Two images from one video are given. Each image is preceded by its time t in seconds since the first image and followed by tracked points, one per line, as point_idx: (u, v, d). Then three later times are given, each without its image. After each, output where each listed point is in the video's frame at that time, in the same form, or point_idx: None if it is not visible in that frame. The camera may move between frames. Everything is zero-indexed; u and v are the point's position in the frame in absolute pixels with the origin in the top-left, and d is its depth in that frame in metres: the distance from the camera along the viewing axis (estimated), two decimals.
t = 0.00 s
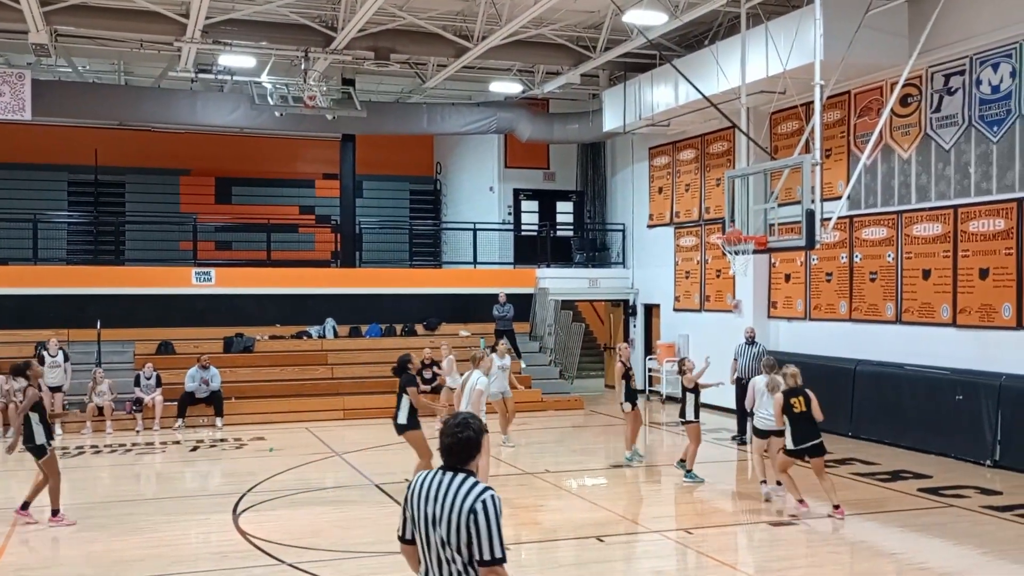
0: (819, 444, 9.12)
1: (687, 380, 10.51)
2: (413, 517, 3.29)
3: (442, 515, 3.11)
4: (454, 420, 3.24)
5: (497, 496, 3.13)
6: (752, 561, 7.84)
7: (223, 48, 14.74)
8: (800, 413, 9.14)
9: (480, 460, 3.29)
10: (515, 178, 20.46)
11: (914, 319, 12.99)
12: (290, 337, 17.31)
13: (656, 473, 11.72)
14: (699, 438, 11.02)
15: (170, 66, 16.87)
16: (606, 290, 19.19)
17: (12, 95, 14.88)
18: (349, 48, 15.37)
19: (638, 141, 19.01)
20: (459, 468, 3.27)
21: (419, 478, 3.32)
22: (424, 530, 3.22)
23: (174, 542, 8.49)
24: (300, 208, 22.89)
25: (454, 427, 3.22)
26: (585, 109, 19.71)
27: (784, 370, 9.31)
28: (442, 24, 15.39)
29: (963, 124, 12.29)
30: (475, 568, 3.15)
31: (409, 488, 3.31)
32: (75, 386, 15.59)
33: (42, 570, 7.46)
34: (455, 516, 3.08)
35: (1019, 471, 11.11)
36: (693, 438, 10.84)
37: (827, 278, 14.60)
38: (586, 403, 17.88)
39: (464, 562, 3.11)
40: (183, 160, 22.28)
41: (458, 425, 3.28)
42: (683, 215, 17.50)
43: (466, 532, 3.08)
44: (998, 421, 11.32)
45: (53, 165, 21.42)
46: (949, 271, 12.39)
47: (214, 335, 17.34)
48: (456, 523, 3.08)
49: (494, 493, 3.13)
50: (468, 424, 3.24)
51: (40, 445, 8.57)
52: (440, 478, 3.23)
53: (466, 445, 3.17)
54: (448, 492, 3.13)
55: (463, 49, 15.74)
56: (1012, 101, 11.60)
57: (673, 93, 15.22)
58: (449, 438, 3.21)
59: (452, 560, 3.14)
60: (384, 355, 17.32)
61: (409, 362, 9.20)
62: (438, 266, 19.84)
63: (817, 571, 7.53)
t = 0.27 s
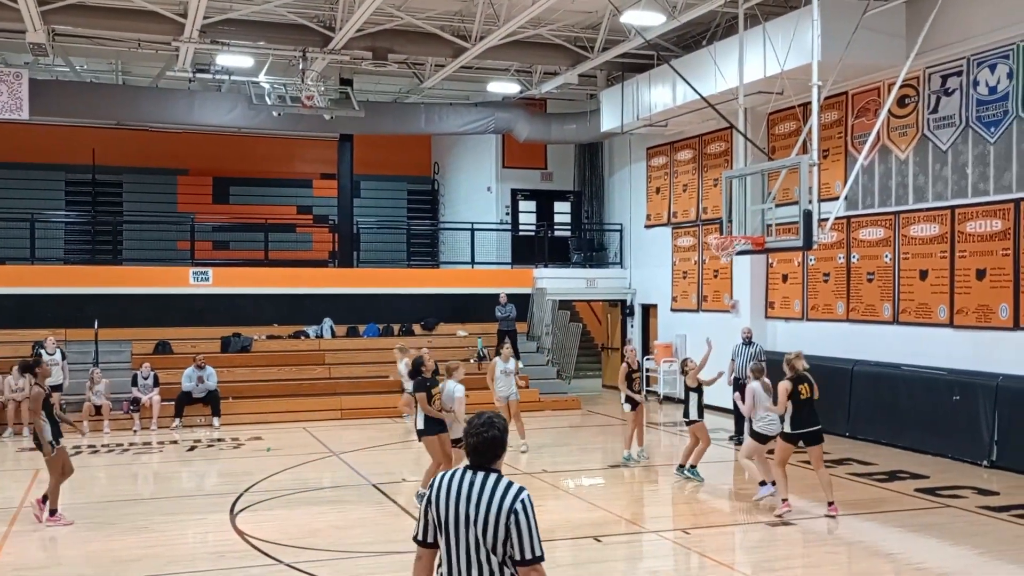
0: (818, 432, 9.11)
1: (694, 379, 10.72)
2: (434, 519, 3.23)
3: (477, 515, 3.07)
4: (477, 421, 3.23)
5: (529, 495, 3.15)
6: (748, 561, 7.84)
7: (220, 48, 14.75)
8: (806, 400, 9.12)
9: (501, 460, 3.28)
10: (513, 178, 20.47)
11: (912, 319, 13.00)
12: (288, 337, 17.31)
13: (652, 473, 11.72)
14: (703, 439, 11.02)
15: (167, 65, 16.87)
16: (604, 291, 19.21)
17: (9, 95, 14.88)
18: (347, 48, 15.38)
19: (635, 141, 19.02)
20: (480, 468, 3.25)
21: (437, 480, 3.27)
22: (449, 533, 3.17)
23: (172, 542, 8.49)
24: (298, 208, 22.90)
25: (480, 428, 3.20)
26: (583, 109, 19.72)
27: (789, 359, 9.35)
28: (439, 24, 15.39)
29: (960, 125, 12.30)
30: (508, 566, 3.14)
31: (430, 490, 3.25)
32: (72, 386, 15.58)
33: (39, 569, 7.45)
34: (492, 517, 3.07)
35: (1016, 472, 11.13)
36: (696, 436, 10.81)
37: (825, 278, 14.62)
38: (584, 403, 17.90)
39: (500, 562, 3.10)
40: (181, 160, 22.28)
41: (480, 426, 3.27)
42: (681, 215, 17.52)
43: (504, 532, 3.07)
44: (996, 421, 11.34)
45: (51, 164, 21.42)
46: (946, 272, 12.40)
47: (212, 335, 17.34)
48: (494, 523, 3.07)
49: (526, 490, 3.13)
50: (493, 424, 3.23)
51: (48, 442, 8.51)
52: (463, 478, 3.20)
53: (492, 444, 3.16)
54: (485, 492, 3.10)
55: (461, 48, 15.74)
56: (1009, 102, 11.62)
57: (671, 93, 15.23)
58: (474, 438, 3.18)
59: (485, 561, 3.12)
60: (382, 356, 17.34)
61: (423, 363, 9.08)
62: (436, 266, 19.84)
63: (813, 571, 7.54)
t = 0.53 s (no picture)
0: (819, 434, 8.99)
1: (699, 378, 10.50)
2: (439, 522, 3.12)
3: (495, 511, 3.06)
4: (475, 420, 3.22)
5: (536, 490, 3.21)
6: (746, 561, 7.84)
7: (218, 47, 14.74)
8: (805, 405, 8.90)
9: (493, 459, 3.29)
10: (511, 178, 20.47)
11: (909, 320, 13.00)
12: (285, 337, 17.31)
13: (650, 473, 11.73)
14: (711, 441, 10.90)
15: (165, 65, 16.86)
16: (602, 291, 19.21)
17: (7, 93, 14.85)
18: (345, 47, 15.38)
19: (633, 141, 19.03)
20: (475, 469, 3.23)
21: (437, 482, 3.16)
22: (460, 534, 3.09)
23: (168, 541, 8.48)
24: (295, 208, 22.89)
25: (485, 426, 3.19)
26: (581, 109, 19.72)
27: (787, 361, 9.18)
28: (437, 23, 15.40)
29: (958, 125, 12.31)
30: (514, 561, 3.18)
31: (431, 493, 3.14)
32: (70, 385, 15.55)
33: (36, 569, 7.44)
34: (510, 512, 3.07)
35: (1013, 472, 11.14)
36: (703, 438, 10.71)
37: (822, 278, 14.62)
38: (581, 403, 17.91)
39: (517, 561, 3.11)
40: (179, 159, 22.27)
41: (473, 427, 3.24)
42: (679, 215, 17.52)
43: (520, 529, 3.10)
44: (993, 421, 11.34)
45: (48, 163, 21.39)
46: (944, 272, 12.41)
47: (209, 334, 17.32)
48: (517, 519, 3.09)
49: (531, 486, 3.18)
50: (492, 422, 3.22)
51: (46, 444, 8.34)
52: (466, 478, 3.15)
53: (492, 441, 3.16)
54: (507, 487, 3.10)
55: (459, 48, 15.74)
56: (1007, 103, 11.63)
57: (669, 93, 15.23)
58: (476, 438, 3.16)
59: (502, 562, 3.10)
60: (380, 355, 17.34)
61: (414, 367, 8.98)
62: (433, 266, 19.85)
63: (811, 571, 7.54)
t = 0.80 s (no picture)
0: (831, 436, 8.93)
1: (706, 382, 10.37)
2: (421, 539, 3.02)
3: (467, 514, 3.06)
4: (429, 428, 3.14)
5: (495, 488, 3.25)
6: (744, 561, 7.85)
7: (216, 47, 14.74)
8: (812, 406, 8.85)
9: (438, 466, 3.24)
10: (508, 179, 20.48)
11: (906, 320, 13.01)
12: (283, 337, 17.31)
13: (647, 474, 11.74)
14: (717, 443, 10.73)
15: (163, 64, 16.87)
16: (599, 291, 19.21)
17: (4, 93, 14.85)
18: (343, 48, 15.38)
19: (631, 142, 19.03)
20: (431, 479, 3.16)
21: (408, 500, 3.05)
22: (442, 546, 3.04)
23: (166, 542, 8.47)
24: (293, 208, 22.89)
25: (441, 432, 3.13)
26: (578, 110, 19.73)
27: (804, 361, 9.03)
28: (435, 24, 15.41)
29: (955, 126, 12.32)
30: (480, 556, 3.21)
31: (407, 512, 3.02)
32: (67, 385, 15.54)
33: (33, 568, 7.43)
34: (482, 512, 3.10)
35: (1010, 473, 11.14)
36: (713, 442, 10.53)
37: (820, 279, 14.63)
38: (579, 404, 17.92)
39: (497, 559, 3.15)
40: (177, 159, 22.27)
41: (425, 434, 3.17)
42: (676, 216, 17.53)
43: (489, 527, 3.13)
44: (990, 422, 11.34)
45: (45, 163, 21.38)
46: (941, 273, 12.42)
47: (206, 334, 17.32)
48: (496, 519, 3.13)
49: (492, 483, 3.21)
50: (446, 426, 3.17)
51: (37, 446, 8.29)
52: (431, 490, 3.08)
53: (449, 448, 3.10)
54: (477, 493, 3.11)
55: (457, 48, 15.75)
56: (1004, 104, 11.64)
57: (666, 94, 15.23)
58: (434, 447, 3.09)
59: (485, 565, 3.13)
60: (377, 356, 17.34)
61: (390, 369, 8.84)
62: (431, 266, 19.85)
63: (808, 571, 7.55)
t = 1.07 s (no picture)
0: (845, 428, 9.11)
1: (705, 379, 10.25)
2: (378, 553, 3.05)
3: (411, 518, 3.15)
4: (359, 442, 3.20)
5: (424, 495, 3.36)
6: (742, 562, 7.85)
7: (215, 48, 14.75)
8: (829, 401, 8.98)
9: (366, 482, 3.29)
10: (507, 180, 20.48)
11: (905, 322, 13.02)
12: (282, 338, 17.31)
13: (646, 474, 11.74)
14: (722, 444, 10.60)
15: (162, 65, 16.89)
16: (598, 292, 19.21)
17: (4, 93, 14.85)
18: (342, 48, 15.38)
19: (630, 143, 19.03)
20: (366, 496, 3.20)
21: (356, 517, 3.08)
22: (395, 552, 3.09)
23: (165, 542, 8.48)
24: (292, 208, 22.90)
25: (374, 444, 3.21)
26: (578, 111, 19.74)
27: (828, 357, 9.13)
28: (434, 25, 15.40)
29: (954, 128, 12.33)
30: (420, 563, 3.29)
31: (362, 527, 3.05)
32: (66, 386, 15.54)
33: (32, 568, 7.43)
34: (423, 513, 3.20)
35: (1009, 474, 11.14)
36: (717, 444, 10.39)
37: (819, 280, 14.64)
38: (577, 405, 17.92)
39: (439, 562, 3.26)
40: (176, 160, 22.27)
41: (355, 450, 3.22)
42: (675, 217, 17.54)
43: (428, 530, 3.23)
44: (989, 423, 11.34)
45: (45, 163, 21.38)
46: (940, 274, 12.43)
47: (205, 335, 17.33)
48: (436, 523, 3.24)
49: (420, 490, 3.32)
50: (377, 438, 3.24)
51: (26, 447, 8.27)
52: (372, 504, 3.13)
53: (383, 457, 3.19)
54: (416, 497, 3.21)
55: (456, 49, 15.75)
56: (1003, 105, 11.65)
57: (666, 95, 15.24)
58: (368, 458, 3.16)
59: (431, 569, 3.22)
60: (376, 356, 17.34)
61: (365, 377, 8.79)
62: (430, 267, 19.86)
63: (806, 572, 7.56)
